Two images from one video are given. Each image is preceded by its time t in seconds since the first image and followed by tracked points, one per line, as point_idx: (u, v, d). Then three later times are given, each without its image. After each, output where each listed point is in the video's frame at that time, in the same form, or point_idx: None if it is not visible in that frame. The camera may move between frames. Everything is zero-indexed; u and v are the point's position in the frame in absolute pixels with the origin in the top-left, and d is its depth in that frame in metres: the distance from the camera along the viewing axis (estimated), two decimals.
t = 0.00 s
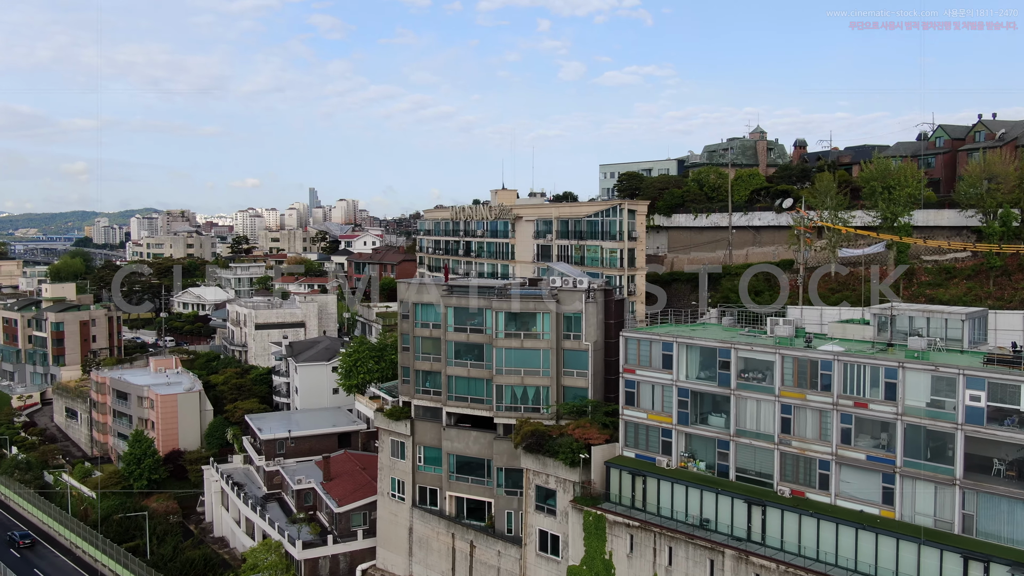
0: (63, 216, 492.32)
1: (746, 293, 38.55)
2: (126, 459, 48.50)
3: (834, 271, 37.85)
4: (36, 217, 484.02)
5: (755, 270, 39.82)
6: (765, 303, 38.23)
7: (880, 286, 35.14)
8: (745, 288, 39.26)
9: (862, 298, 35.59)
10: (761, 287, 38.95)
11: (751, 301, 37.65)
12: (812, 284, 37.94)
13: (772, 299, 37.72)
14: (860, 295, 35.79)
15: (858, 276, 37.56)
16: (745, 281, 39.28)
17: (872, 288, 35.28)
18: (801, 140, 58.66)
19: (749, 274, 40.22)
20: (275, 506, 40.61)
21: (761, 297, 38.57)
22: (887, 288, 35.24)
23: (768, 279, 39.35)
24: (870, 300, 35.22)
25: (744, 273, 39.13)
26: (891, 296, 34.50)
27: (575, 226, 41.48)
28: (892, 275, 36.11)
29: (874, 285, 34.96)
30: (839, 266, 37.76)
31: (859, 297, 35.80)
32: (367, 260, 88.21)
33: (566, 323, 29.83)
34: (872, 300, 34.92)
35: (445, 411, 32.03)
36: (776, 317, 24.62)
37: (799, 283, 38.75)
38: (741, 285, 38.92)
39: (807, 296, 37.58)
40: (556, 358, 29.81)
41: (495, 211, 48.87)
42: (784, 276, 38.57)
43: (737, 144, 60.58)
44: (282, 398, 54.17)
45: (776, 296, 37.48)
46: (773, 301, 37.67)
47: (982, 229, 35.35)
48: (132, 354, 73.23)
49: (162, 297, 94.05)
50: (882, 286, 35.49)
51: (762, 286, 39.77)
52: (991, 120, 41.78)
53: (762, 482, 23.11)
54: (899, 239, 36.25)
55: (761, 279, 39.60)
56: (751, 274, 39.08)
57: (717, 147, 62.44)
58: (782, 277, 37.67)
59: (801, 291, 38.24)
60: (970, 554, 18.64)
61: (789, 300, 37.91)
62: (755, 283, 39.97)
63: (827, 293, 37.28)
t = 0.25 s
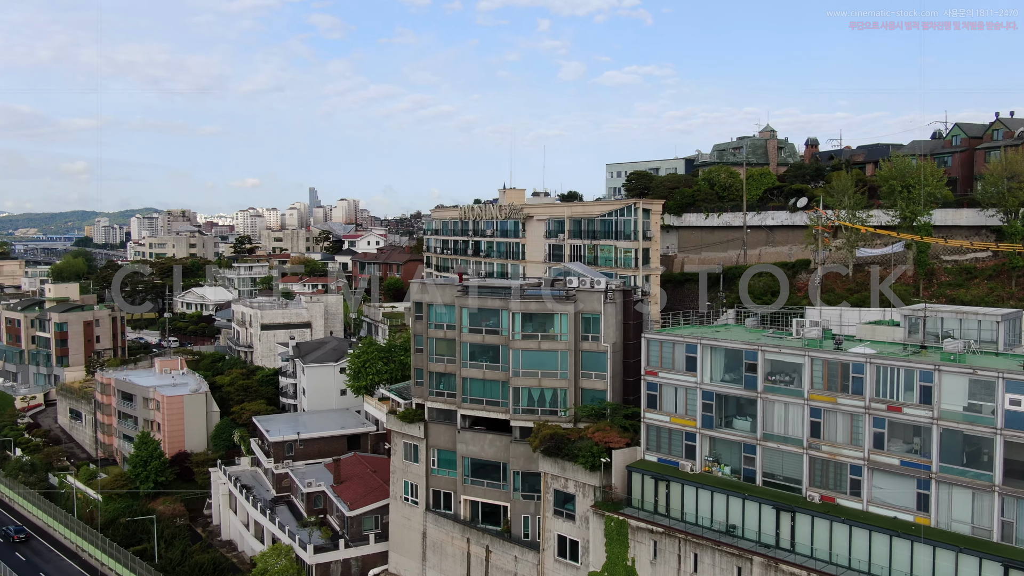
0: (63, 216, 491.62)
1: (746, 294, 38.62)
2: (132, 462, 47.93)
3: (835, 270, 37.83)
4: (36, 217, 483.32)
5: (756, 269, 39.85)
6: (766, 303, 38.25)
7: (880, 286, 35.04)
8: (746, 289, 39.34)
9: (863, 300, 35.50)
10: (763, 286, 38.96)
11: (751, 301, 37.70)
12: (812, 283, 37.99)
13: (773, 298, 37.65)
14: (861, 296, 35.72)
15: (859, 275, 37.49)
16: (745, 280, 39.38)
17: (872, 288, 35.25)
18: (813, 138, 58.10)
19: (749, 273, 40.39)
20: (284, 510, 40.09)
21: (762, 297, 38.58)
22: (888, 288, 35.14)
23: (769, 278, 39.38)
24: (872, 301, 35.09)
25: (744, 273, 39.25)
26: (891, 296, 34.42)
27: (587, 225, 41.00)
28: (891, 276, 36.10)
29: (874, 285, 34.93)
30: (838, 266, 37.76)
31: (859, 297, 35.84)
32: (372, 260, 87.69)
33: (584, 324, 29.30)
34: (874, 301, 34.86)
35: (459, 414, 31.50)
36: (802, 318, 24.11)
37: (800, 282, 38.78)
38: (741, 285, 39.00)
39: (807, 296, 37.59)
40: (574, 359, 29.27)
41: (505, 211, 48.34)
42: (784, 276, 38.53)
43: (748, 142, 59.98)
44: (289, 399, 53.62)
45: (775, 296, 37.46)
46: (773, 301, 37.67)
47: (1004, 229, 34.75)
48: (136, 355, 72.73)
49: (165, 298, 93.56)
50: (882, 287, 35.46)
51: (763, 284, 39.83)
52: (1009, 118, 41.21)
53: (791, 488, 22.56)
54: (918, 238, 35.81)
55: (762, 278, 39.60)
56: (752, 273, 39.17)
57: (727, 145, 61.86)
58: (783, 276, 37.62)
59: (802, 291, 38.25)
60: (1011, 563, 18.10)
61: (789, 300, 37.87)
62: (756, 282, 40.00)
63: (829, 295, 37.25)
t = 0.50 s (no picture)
0: (64, 216, 490.95)
1: (746, 295, 38.72)
2: (139, 464, 47.25)
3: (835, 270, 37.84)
4: (36, 216, 483.06)
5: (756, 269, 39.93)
6: (766, 303, 38.25)
7: (880, 286, 35.10)
8: (748, 292, 39.44)
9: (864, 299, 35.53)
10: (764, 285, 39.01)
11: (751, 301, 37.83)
12: (812, 282, 38.01)
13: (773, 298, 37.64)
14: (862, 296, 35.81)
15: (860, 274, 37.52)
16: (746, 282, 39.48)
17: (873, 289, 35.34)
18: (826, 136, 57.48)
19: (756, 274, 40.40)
20: (295, 514, 39.50)
21: (762, 297, 38.56)
22: (887, 288, 35.17)
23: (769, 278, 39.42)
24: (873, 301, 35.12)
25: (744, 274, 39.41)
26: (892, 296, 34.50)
27: (602, 225, 40.41)
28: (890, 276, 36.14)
29: (874, 286, 35.01)
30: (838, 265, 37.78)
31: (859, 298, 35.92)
32: (377, 260, 87.09)
33: (605, 325, 28.71)
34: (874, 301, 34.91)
35: (476, 416, 30.90)
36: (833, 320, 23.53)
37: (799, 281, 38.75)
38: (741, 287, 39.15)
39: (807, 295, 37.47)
40: (595, 361, 28.68)
41: (516, 210, 47.76)
42: (784, 275, 38.51)
43: (760, 141, 59.38)
44: (296, 401, 52.98)
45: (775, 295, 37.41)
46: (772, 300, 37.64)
47: None
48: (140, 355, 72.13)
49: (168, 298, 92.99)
50: (882, 286, 35.53)
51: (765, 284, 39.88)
52: None
53: (823, 494, 21.97)
54: (938, 238, 35.39)
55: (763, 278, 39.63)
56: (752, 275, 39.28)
57: (738, 144, 61.24)
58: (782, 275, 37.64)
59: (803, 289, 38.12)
60: None
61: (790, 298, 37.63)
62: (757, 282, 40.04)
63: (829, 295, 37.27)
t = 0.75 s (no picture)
0: (64, 216, 490.39)
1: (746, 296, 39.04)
2: (144, 466, 46.73)
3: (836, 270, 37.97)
4: (36, 216, 482.63)
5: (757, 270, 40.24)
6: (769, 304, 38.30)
7: (880, 287, 35.20)
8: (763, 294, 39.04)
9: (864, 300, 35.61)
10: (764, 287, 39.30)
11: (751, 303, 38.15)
12: (812, 282, 38.13)
13: (772, 299, 37.93)
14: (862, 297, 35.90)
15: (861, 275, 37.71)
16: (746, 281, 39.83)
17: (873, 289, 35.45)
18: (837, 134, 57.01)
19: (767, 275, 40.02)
20: (303, 517, 38.98)
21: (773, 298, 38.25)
22: (887, 288, 35.23)
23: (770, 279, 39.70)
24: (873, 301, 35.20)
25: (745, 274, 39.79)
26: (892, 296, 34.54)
27: (614, 224, 39.92)
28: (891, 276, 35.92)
29: (874, 286, 35.12)
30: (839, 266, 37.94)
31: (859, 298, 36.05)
32: (382, 259, 86.60)
33: (623, 326, 28.18)
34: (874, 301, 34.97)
35: (490, 419, 30.38)
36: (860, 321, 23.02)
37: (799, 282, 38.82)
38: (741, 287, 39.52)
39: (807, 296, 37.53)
40: (612, 363, 28.13)
41: (526, 209, 47.27)
42: (783, 275, 38.66)
43: (770, 139, 58.96)
44: (303, 401, 52.45)
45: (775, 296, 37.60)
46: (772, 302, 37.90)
47: None
48: (144, 356, 71.61)
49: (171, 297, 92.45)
50: (882, 286, 35.59)
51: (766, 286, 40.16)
52: None
53: (852, 499, 21.42)
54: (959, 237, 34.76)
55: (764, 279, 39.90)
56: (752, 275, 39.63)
57: (748, 143, 60.73)
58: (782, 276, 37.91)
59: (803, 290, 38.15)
60: None
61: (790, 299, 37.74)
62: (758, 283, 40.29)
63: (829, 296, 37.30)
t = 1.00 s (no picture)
0: (65, 215, 489.79)
1: (744, 295, 39.42)
2: (150, 469, 46.14)
3: (836, 270, 38.03)
4: (36, 216, 482.12)
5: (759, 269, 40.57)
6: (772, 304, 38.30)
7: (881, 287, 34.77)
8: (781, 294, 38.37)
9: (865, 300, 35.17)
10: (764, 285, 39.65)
11: (748, 302, 38.39)
12: (812, 282, 38.19)
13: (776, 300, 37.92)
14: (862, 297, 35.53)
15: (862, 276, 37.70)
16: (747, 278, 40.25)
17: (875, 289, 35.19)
18: (849, 132, 56.41)
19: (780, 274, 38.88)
20: (312, 521, 38.39)
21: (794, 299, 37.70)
22: (889, 289, 34.70)
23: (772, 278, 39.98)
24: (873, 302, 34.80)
25: (745, 271, 40.24)
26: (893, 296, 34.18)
27: (627, 223, 39.31)
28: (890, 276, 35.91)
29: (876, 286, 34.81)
30: (839, 266, 38.04)
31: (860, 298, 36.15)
32: (387, 258, 86.02)
33: (643, 327, 27.59)
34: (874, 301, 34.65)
35: (506, 422, 29.79)
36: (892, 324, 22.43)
37: (799, 282, 38.84)
38: (741, 283, 39.96)
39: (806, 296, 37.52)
40: (632, 365, 27.53)
41: (536, 208, 46.70)
42: (783, 275, 38.84)
43: (781, 138, 58.38)
44: (309, 403, 51.84)
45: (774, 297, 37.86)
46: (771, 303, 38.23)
47: None
48: (147, 357, 71.04)
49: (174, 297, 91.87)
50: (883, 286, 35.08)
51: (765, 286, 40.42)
52: None
53: (885, 506, 20.81)
54: (981, 236, 34.31)
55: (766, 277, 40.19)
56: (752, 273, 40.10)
57: (758, 141, 60.09)
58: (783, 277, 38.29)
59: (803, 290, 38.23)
60: None
61: (789, 299, 38.00)
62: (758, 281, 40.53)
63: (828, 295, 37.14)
